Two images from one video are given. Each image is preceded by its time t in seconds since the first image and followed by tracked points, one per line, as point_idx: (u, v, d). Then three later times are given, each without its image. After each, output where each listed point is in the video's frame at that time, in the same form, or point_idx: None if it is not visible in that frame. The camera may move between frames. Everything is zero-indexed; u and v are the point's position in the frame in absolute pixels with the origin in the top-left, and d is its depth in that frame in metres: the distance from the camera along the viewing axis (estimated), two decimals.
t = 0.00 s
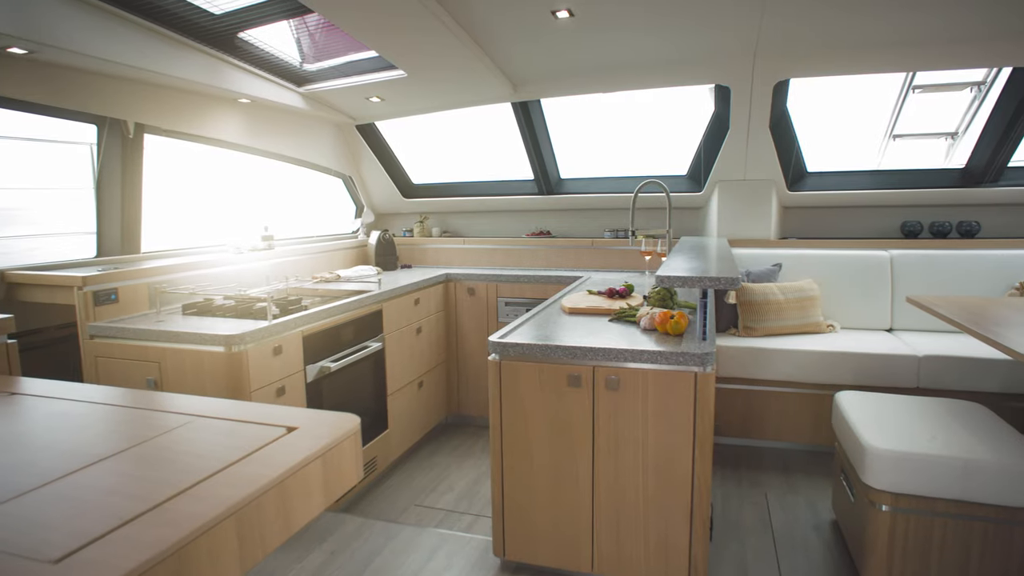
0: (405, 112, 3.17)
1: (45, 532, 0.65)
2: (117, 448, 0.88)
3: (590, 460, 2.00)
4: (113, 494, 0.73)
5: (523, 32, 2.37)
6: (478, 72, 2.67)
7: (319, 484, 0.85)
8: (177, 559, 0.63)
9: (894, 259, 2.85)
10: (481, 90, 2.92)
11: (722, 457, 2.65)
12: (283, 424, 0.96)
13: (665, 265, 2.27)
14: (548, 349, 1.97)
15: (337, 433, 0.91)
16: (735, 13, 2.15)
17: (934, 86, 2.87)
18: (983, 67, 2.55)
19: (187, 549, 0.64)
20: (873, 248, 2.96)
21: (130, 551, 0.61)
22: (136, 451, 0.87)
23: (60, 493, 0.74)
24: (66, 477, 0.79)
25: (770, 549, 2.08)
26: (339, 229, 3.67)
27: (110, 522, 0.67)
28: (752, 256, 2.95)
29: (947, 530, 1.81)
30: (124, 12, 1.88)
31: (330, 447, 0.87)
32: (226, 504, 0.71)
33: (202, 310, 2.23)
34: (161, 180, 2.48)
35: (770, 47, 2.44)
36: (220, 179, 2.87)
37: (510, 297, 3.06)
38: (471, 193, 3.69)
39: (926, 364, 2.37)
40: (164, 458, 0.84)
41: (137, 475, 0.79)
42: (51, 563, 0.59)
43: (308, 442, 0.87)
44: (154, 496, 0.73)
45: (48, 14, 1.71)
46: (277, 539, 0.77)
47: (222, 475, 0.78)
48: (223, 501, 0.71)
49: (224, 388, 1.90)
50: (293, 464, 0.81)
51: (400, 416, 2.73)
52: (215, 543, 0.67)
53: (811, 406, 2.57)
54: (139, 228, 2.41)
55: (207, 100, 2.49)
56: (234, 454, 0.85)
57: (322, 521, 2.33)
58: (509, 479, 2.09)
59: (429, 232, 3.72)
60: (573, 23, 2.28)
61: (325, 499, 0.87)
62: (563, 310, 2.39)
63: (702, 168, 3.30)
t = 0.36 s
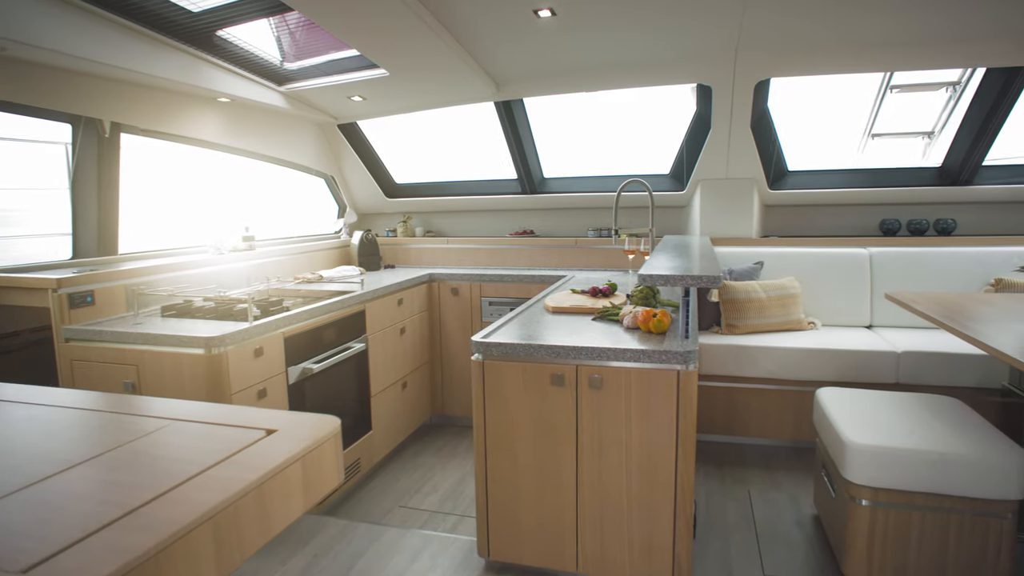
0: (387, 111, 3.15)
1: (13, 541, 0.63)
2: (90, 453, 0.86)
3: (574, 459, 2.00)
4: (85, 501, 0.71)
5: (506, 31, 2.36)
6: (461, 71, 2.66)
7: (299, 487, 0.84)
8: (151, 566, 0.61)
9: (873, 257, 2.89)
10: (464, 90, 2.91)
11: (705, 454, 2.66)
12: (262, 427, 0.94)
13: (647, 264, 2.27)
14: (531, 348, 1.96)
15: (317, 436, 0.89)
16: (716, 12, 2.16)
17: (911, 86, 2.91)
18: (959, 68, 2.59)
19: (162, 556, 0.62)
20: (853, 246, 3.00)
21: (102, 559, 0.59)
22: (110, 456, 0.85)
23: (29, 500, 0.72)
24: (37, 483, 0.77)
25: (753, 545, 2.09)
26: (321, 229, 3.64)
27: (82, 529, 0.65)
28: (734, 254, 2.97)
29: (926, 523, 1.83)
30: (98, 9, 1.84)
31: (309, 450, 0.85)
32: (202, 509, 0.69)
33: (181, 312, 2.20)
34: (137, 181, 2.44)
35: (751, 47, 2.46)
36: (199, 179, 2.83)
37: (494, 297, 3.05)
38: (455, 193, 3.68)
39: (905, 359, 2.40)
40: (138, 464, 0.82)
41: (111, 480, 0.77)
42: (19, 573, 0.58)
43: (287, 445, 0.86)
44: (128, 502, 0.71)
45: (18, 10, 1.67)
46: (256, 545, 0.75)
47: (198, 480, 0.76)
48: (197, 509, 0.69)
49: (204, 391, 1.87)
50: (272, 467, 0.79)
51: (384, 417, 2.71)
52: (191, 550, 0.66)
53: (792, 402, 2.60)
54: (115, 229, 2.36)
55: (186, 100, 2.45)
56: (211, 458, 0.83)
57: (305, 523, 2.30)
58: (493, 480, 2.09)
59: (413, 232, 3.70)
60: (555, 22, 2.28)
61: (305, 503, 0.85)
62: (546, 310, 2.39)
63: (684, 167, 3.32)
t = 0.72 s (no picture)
0: (367, 110, 3.13)
1: None
2: (60, 459, 0.84)
3: (555, 459, 2.00)
4: (50, 508, 0.69)
5: (484, 31, 2.36)
6: (441, 71, 2.65)
7: (273, 491, 0.82)
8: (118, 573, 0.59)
9: (848, 256, 2.93)
10: (443, 90, 2.90)
11: (686, 452, 2.68)
12: (236, 430, 0.92)
13: (627, 264, 2.28)
14: (511, 348, 1.96)
15: (292, 438, 0.88)
16: (692, 13, 2.18)
17: (884, 87, 2.96)
18: (930, 69, 2.64)
19: (129, 563, 0.60)
20: (829, 245, 3.04)
21: (67, 566, 0.58)
22: (80, 462, 0.83)
23: None
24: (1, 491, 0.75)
25: (732, 541, 2.11)
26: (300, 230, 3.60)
27: (48, 537, 0.63)
28: (713, 253, 3.00)
29: (900, 517, 1.86)
30: (67, 5, 1.80)
31: (284, 453, 0.84)
32: (173, 513, 0.67)
33: (156, 314, 2.17)
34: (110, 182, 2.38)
35: (728, 48, 2.48)
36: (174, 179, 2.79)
37: (474, 297, 3.05)
38: (436, 193, 3.66)
39: (880, 356, 2.44)
40: (104, 469, 0.80)
41: (80, 486, 0.75)
42: None
43: (261, 448, 0.84)
44: (96, 508, 0.69)
45: None
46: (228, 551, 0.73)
47: (168, 485, 0.74)
48: (166, 515, 0.67)
49: (179, 395, 1.84)
50: (245, 471, 0.78)
51: (364, 419, 2.69)
52: (161, 555, 0.64)
53: (770, 400, 2.63)
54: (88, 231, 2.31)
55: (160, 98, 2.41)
56: (183, 463, 0.81)
57: (284, 527, 2.27)
58: (473, 481, 2.08)
59: (393, 232, 3.69)
60: (534, 22, 2.28)
61: (280, 506, 0.84)
62: (526, 309, 2.39)
63: (664, 166, 3.34)
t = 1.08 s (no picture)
0: (346, 108, 3.10)
1: None
2: (24, 467, 0.80)
3: (535, 457, 2.00)
4: (13, 517, 0.66)
5: (463, 28, 2.35)
6: (420, 68, 2.64)
7: (250, 492, 0.78)
8: None
9: (825, 252, 2.97)
10: (422, 87, 2.88)
11: (667, 448, 2.70)
12: (211, 432, 0.89)
13: (606, 261, 2.29)
14: (490, 347, 1.96)
15: (269, 438, 0.84)
16: (669, 11, 2.19)
17: (859, 86, 3.00)
18: (902, 68, 2.68)
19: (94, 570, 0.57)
20: (806, 241, 3.07)
21: None
22: (46, 469, 0.79)
23: None
24: None
25: (712, 536, 2.13)
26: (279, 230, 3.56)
27: (9, 546, 0.60)
28: (692, 251, 3.02)
29: (875, 508, 1.89)
30: None
31: (260, 452, 0.81)
32: (142, 517, 0.64)
33: (130, 316, 2.13)
34: (83, 182, 2.29)
35: (705, 46, 2.50)
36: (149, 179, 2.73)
37: (455, 295, 3.04)
38: (417, 191, 3.65)
39: (857, 350, 2.47)
40: (69, 471, 0.78)
41: (45, 494, 0.71)
42: None
43: (236, 448, 0.81)
44: (61, 515, 0.66)
45: None
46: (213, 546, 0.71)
47: (139, 489, 0.71)
48: (138, 516, 0.64)
49: (154, 397, 1.80)
50: (220, 471, 0.74)
51: (345, 420, 2.67)
52: (129, 562, 0.61)
53: (748, 395, 2.65)
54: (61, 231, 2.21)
55: (133, 96, 2.36)
56: (155, 467, 0.77)
57: (263, 530, 2.25)
58: (454, 480, 2.07)
59: (373, 231, 3.67)
60: (513, 20, 2.28)
61: (258, 507, 0.80)
62: (506, 308, 2.38)
63: (643, 164, 3.36)
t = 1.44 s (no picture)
0: (324, 108, 3.07)
1: None
2: None
3: (514, 456, 2.00)
4: None
5: (441, 28, 2.35)
6: (398, 68, 2.62)
7: (221, 498, 0.76)
8: None
9: (802, 250, 3.01)
10: (400, 88, 2.87)
11: (647, 446, 2.71)
12: (181, 437, 0.86)
13: (585, 261, 2.30)
14: (469, 347, 1.95)
15: (242, 442, 0.81)
16: (645, 11, 2.20)
17: (834, 85, 3.04)
18: (875, 69, 2.72)
19: None
20: (784, 240, 3.10)
21: None
22: (6, 478, 0.75)
23: None
24: None
25: (692, 533, 2.14)
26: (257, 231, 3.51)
27: None
28: (671, 250, 3.03)
29: (851, 502, 1.91)
30: None
31: (233, 457, 0.78)
32: (106, 527, 0.61)
33: (103, 319, 2.08)
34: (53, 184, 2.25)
35: (682, 46, 2.51)
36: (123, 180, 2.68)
37: (435, 296, 3.03)
38: (397, 191, 3.63)
39: (833, 347, 2.51)
40: (29, 479, 0.75)
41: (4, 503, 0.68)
42: None
43: (208, 453, 0.78)
44: (20, 525, 0.62)
45: None
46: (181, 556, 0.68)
47: (104, 497, 0.68)
48: (102, 525, 0.61)
49: (127, 402, 1.77)
50: (190, 478, 0.71)
51: (325, 422, 2.65)
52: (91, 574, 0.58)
53: (728, 392, 2.68)
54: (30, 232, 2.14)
55: (105, 96, 2.31)
56: (121, 474, 0.74)
57: (242, 535, 2.22)
58: (434, 481, 2.06)
59: (353, 231, 3.64)
60: (490, 20, 2.27)
61: (229, 513, 0.77)
62: (485, 308, 2.38)
63: (622, 164, 3.38)
